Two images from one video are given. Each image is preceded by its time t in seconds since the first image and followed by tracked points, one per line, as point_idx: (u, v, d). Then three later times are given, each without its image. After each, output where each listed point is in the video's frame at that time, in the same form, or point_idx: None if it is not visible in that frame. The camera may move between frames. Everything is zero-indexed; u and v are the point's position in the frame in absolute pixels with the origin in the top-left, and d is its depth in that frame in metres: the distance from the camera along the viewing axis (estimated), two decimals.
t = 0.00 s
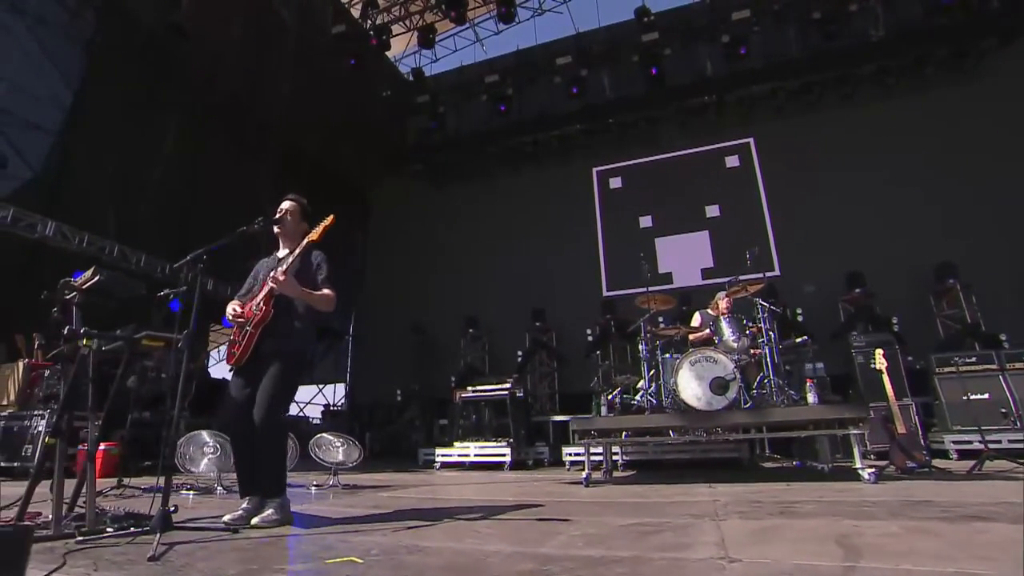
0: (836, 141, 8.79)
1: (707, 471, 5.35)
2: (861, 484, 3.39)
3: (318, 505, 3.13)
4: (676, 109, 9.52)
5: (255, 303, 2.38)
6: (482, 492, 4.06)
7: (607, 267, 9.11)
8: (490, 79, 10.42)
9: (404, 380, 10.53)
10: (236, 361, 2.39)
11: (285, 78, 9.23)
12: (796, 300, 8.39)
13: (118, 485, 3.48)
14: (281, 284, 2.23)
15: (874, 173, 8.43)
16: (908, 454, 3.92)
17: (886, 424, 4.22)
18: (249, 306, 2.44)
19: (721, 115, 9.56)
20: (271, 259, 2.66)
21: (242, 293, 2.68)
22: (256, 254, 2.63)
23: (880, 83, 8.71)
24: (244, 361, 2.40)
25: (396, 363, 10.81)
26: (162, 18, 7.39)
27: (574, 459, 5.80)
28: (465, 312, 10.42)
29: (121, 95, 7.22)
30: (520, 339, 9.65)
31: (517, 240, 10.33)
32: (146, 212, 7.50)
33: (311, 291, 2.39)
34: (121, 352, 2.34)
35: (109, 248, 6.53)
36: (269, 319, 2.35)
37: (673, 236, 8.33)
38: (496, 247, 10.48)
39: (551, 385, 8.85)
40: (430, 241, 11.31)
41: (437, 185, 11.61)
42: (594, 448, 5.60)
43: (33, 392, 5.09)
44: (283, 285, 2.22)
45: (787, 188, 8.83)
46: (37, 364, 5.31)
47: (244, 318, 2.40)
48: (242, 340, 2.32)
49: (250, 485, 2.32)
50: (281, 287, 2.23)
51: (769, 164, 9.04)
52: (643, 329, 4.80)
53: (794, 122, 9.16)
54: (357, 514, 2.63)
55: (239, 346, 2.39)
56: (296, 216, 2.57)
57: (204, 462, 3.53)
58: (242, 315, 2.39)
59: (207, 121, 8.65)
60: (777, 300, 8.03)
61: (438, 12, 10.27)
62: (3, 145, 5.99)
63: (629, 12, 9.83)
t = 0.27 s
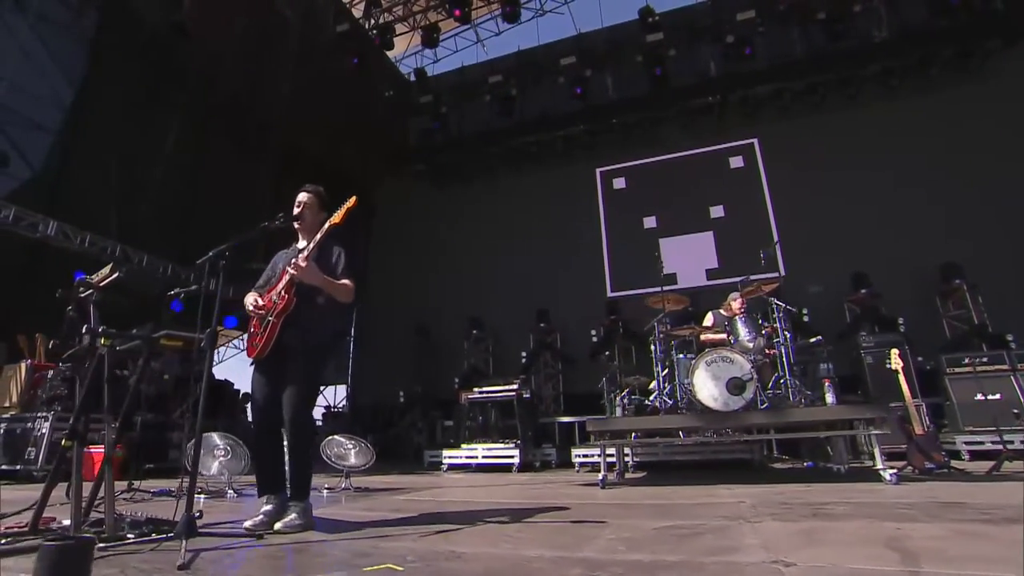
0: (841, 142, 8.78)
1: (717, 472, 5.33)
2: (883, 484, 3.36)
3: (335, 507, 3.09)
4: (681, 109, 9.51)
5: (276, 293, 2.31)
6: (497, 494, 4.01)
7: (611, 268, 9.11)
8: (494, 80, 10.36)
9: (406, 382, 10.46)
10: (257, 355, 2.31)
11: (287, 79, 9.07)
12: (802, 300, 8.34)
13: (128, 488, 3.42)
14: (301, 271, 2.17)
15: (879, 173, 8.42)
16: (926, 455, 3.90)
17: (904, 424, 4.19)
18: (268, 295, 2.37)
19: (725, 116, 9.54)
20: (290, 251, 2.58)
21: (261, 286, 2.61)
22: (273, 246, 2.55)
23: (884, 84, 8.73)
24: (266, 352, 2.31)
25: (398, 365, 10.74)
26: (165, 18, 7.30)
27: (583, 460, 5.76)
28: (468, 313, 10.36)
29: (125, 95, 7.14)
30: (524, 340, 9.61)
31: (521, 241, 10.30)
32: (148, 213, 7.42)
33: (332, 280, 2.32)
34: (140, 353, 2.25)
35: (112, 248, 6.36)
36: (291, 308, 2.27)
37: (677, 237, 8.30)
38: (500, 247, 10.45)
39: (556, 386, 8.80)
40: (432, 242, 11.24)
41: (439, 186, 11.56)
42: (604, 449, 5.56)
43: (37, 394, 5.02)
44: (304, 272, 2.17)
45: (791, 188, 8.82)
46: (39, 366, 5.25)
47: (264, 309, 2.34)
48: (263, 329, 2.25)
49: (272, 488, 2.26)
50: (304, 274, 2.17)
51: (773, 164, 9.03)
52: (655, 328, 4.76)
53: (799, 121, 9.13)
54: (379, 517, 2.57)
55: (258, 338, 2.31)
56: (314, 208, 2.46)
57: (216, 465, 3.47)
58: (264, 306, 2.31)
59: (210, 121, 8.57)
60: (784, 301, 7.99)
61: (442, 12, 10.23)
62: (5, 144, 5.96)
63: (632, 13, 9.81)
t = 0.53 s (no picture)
0: (843, 144, 8.80)
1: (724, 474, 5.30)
2: (901, 487, 3.33)
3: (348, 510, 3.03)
4: (684, 110, 9.50)
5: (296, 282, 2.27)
6: (508, 497, 3.95)
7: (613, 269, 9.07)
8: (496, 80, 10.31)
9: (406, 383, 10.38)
10: (276, 348, 2.27)
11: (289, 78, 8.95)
12: (804, 302, 8.33)
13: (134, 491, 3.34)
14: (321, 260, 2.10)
15: (882, 176, 8.43)
16: (940, 457, 3.88)
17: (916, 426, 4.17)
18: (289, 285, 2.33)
19: (728, 118, 9.52)
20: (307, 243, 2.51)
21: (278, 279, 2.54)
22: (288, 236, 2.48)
23: (886, 86, 8.77)
24: (284, 346, 2.26)
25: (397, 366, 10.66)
26: (166, 15, 7.19)
27: (589, 462, 5.72)
28: (468, 314, 10.29)
29: (124, 92, 7.05)
30: (525, 341, 9.56)
31: (522, 242, 10.26)
32: (148, 212, 7.33)
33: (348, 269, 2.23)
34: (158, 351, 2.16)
35: (111, 246, 6.26)
36: (311, 297, 2.24)
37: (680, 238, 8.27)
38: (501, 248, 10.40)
39: (558, 387, 8.74)
40: (432, 242, 11.17)
41: (439, 186, 11.50)
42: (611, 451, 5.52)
43: (36, 394, 4.90)
44: (325, 261, 2.11)
45: (794, 190, 8.83)
46: (38, 365, 5.09)
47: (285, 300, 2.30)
48: (283, 320, 2.21)
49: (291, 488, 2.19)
50: (323, 263, 2.11)
51: (776, 166, 9.03)
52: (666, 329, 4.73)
53: (801, 122, 9.12)
54: (399, 520, 2.51)
55: (279, 329, 2.28)
56: (331, 199, 2.40)
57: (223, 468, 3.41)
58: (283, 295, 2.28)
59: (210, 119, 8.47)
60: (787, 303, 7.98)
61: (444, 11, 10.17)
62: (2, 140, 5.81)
63: (635, 14, 9.79)
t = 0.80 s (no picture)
0: (842, 148, 8.85)
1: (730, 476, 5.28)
2: (915, 489, 3.32)
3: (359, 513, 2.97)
4: (685, 112, 9.52)
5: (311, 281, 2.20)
6: (517, 498, 3.90)
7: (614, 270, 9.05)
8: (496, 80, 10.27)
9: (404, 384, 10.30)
10: (291, 348, 2.20)
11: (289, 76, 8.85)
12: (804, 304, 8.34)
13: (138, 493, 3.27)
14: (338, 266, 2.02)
15: (881, 179, 8.48)
16: (950, 459, 3.87)
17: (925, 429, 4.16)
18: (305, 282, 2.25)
19: (728, 120, 9.54)
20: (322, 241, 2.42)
21: (290, 276, 2.45)
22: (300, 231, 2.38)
23: (886, 90, 8.83)
24: (300, 345, 2.19)
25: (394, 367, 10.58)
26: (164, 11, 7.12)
27: (594, 464, 5.69)
28: (467, 314, 10.23)
29: (123, 88, 6.96)
30: (525, 342, 9.51)
31: (522, 242, 10.22)
32: (146, 211, 7.19)
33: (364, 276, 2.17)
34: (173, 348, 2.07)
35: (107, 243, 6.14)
36: (328, 297, 2.16)
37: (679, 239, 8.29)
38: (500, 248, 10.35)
39: (558, 389, 8.70)
40: (431, 242, 11.10)
41: (438, 186, 11.43)
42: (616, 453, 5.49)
43: (32, 393, 4.77)
44: (342, 267, 2.03)
45: (793, 193, 8.86)
46: (34, 364, 4.90)
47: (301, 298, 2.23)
48: (300, 321, 2.14)
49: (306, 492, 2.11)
50: (340, 269, 2.03)
51: (776, 169, 9.06)
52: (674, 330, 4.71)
53: (801, 125, 9.16)
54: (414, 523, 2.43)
55: (294, 328, 2.21)
56: (349, 196, 2.33)
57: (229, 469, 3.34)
58: (300, 292, 2.21)
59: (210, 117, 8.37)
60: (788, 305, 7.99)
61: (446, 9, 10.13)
62: None
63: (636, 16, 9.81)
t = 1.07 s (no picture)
0: (839, 150, 8.91)
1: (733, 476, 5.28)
2: (926, 489, 3.33)
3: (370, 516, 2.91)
4: (683, 113, 9.56)
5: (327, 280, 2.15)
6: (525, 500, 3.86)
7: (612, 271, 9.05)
8: (495, 80, 10.24)
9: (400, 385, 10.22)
10: (305, 348, 2.13)
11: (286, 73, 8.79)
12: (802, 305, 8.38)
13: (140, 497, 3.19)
14: (359, 264, 1.97)
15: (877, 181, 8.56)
16: (956, 458, 3.89)
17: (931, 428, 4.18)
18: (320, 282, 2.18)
19: (726, 122, 9.58)
20: (336, 237, 2.38)
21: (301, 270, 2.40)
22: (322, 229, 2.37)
23: (881, 94, 8.92)
24: (315, 347, 2.12)
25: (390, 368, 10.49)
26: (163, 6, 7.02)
27: (597, 464, 5.67)
28: (464, 315, 10.17)
29: (118, 84, 6.85)
30: (523, 343, 9.48)
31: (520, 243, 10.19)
32: (142, 209, 7.08)
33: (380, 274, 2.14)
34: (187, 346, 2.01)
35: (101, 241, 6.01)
36: (346, 300, 2.10)
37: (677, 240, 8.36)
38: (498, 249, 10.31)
39: (557, 389, 8.68)
40: (427, 243, 11.04)
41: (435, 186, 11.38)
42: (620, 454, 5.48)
43: (25, 395, 4.66)
44: (361, 270, 1.98)
45: (791, 195, 8.90)
46: (27, 364, 4.82)
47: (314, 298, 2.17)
48: (316, 322, 2.08)
49: (324, 495, 2.05)
50: (359, 271, 1.98)
51: (773, 170, 9.12)
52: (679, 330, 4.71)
53: (798, 127, 9.22)
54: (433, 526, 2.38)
55: (308, 328, 2.15)
56: (370, 192, 2.32)
57: (234, 472, 3.27)
58: (315, 292, 2.14)
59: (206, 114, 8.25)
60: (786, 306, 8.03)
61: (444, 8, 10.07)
62: None
63: (635, 17, 9.83)
